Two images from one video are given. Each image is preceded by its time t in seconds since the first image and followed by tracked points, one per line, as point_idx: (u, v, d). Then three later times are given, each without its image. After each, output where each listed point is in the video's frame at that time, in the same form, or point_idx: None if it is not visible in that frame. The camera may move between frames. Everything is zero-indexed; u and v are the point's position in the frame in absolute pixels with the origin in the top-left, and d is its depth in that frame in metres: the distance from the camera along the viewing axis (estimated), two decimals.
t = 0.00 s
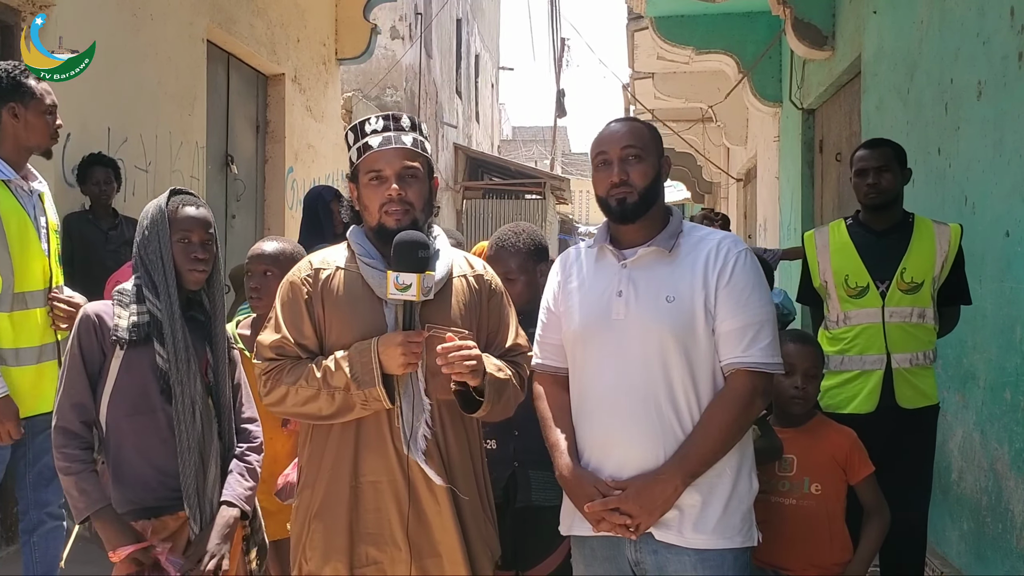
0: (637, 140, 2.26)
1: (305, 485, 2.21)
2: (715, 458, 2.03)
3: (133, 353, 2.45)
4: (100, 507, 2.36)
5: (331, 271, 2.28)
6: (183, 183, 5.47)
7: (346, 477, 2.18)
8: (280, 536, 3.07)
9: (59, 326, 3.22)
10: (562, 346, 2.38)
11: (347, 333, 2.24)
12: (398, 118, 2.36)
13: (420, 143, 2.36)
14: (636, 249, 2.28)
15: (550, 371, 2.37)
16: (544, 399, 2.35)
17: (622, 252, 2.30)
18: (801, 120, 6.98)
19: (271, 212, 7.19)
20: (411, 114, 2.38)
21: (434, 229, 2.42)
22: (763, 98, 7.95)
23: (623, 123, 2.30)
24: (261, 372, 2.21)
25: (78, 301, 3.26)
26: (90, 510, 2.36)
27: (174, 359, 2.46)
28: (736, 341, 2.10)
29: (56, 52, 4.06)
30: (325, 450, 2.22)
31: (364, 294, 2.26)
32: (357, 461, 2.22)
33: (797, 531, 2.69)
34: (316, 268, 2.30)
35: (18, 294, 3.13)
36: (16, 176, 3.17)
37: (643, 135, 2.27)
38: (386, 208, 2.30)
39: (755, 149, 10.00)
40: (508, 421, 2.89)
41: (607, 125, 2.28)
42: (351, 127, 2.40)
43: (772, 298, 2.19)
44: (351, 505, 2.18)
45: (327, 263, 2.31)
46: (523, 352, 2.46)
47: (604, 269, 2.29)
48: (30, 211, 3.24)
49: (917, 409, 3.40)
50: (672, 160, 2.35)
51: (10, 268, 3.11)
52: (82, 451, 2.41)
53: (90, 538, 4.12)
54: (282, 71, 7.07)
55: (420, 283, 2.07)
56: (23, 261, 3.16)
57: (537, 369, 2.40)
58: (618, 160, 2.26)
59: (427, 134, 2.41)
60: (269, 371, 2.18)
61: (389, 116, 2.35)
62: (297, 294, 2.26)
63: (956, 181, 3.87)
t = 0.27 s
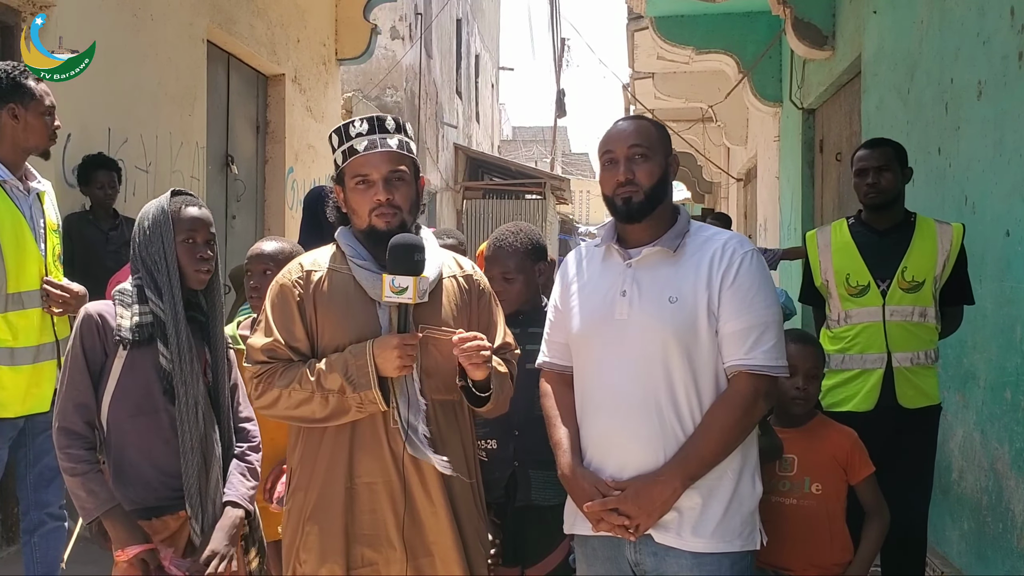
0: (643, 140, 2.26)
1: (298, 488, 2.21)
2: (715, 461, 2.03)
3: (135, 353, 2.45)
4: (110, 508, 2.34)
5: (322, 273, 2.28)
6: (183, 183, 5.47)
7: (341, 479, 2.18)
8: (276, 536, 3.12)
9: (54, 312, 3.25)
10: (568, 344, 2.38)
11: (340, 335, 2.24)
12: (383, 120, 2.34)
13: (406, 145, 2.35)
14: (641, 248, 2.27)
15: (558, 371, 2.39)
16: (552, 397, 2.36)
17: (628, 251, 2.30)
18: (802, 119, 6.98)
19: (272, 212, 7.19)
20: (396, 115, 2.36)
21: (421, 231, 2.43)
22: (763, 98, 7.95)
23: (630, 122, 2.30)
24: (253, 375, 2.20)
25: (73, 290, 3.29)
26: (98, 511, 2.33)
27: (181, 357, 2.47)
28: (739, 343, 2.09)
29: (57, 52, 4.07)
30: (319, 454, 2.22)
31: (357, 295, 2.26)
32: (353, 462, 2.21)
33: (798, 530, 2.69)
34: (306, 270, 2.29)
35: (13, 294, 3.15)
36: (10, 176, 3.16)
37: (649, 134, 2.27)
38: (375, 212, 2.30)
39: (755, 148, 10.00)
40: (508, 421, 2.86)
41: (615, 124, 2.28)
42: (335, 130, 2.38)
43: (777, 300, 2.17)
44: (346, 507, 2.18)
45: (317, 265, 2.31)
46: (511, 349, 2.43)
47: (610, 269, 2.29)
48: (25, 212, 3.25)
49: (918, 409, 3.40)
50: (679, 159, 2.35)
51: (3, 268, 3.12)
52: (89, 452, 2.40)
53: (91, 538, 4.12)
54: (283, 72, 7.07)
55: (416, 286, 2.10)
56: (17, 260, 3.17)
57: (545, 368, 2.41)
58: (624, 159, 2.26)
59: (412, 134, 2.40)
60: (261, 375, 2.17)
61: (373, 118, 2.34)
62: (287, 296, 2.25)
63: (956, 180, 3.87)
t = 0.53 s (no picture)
0: (662, 137, 2.23)
1: (291, 490, 2.20)
2: (715, 468, 2.01)
3: (133, 354, 2.45)
4: (118, 507, 2.34)
5: (314, 274, 2.27)
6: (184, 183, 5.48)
7: (337, 481, 2.18)
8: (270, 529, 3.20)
9: (56, 317, 3.26)
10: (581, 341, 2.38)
11: (335, 338, 2.23)
12: (367, 122, 2.34)
13: (391, 146, 2.35)
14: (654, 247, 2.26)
15: (569, 367, 2.39)
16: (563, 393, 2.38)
17: (641, 250, 2.29)
18: (803, 119, 6.97)
19: (273, 212, 7.19)
20: (379, 116, 2.36)
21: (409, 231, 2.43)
22: (764, 98, 7.95)
23: (649, 118, 2.28)
24: (244, 378, 2.17)
25: (77, 296, 3.29)
26: (109, 510, 2.33)
27: (179, 357, 2.47)
28: (747, 348, 2.06)
29: (57, 52, 4.07)
30: (312, 457, 2.21)
31: (350, 296, 2.26)
32: (348, 464, 2.21)
33: (798, 530, 2.69)
34: (298, 273, 2.27)
35: (13, 295, 3.15)
36: (10, 177, 3.16)
37: (669, 131, 2.24)
38: (364, 215, 2.30)
39: (756, 148, 10.00)
40: (510, 423, 2.79)
41: (634, 120, 2.26)
42: (318, 134, 2.37)
43: (791, 305, 2.13)
44: (342, 509, 2.18)
45: (308, 266, 2.29)
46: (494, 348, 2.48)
47: (622, 267, 2.28)
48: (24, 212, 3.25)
49: (917, 409, 3.39)
50: (698, 157, 2.32)
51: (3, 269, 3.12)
52: (95, 452, 2.40)
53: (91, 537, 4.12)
54: (284, 71, 7.07)
55: (414, 288, 2.10)
56: (17, 260, 3.17)
57: (557, 364, 2.42)
58: (642, 156, 2.24)
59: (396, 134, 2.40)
60: (254, 379, 2.14)
61: (357, 120, 2.33)
62: (279, 299, 2.22)
63: (957, 180, 3.87)
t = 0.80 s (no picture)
0: (685, 136, 2.20)
1: (284, 495, 2.18)
2: (722, 478, 1.98)
3: (128, 356, 2.45)
4: (116, 508, 2.33)
5: (304, 278, 2.25)
6: (184, 183, 5.47)
7: (332, 485, 2.17)
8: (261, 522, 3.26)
9: (54, 319, 3.27)
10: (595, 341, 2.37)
11: (328, 341, 2.23)
12: (352, 122, 2.36)
13: (377, 146, 2.37)
14: (671, 248, 2.23)
15: (583, 365, 2.39)
16: (576, 393, 2.38)
17: (658, 250, 2.26)
18: (803, 119, 6.97)
19: (273, 213, 7.19)
20: (364, 117, 2.39)
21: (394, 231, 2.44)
22: (765, 98, 7.96)
23: (671, 116, 2.25)
24: (236, 385, 2.15)
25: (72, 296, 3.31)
26: (105, 513, 2.32)
27: (174, 357, 2.47)
28: (761, 356, 2.02)
29: (57, 52, 4.07)
30: (304, 461, 2.19)
31: (341, 301, 2.25)
32: (342, 466, 2.20)
33: (798, 529, 2.70)
34: (288, 276, 2.25)
35: (12, 296, 3.15)
36: (8, 177, 3.17)
37: (692, 130, 2.21)
38: (353, 214, 2.30)
39: (757, 148, 9.99)
40: (512, 422, 2.83)
41: (656, 118, 2.23)
42: (304, 136, 2.39)
43: (809, 315, 2.08)
44: (337, 513, 2.17)
45: (299, 270, 2.27)
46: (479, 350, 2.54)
47: (638, 267, 2.27)
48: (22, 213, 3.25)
49: (914, 409, 3.39)
50: (721, 157, 2.29)
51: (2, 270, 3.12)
52: (92, 454, 2.40)
53: (91, 538, 4.13)
54: (284, 72, 7.07)
55: (409, 291, 2.08)
56: (16, 262, 3.17)
57: (571, 361, 2.42)
58: (663, 155, 2.21)
59: (380, 135, 2.42)
60: (246, 384, 2.12)
61: (342, 120, 2.36)
62: (270, 304, 2.20)
63: (957, 180, 3.87)
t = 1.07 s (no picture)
0: (703, 138, 2.19)
1: (276, 499, 2.18)
2: (727, 488, 1.98)
3: (124, 357, 2.46)
4: (115, 508, 2.34)
5: (294, 281, 2.25)
6: (184, 184, 5.47)
7: (325, 488, 2.17)
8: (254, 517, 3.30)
9: (49, 321, 3.24)
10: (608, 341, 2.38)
11: (318, 344, 2.23)
12: (334, 123, 2.38)
13: (360, 145, 2.38)
14: (683, 251, 2.23)
15: (596, 365, 2.40)
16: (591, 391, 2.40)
17: (672, 252, 2.27)
18: (802, 119, 6.97)
19: (273, 213, 7.19)
20: (346, 117, 2.40)
21: (380, 231, 2.44)
22: (764, 98, 7.96)
23: (690, 117, 2.24)
24: (226, 388, 2.14)
25: (68, 297, 3.28)
26: (104, 512, 2.33)
27: (169, 356, 2.47)
28: (769, 365, 2.00)
29: (56, 52, 4.07)
30: (295, 464, 2.19)
31: (331, 304, 2.25)
32: (336, 469, 2.20)
33: (798, 529, 2.74)
34: (278, 279, 2.24)
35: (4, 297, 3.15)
36: (5, 177, 3.17)
37: (709, 132, 2.20)
38: (339, 214, 2.30)
39: (756, 148, 10.00)
40: (511, 423, 2.83)
41: (673, 119, 2.22)
42: (288, 140, 2.40)
43: (822, 324, 2.05)
44: (331, 515, 2.17)
45: (288, 273, 2.27)
46: (470, 349, 2.55)
47: (652, 268, 2.28)
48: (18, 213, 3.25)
49: (911, 409, 3.39)
50: (740, 159, 2.27)
51: None
52: (90, 455, 2.40)
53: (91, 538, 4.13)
54: (283, 72, 7.07)
55: (399, 295, 2.08)
56: (8, 262, 3.17)
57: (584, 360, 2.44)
58: (679, 157, 2.21)
59: (364, 134, 2.44)
60: (237, 389, 2.12)
61: (324, 122, 2.37)
62: (259, 307, 2.19)
63: (957, 180, 3.87)
